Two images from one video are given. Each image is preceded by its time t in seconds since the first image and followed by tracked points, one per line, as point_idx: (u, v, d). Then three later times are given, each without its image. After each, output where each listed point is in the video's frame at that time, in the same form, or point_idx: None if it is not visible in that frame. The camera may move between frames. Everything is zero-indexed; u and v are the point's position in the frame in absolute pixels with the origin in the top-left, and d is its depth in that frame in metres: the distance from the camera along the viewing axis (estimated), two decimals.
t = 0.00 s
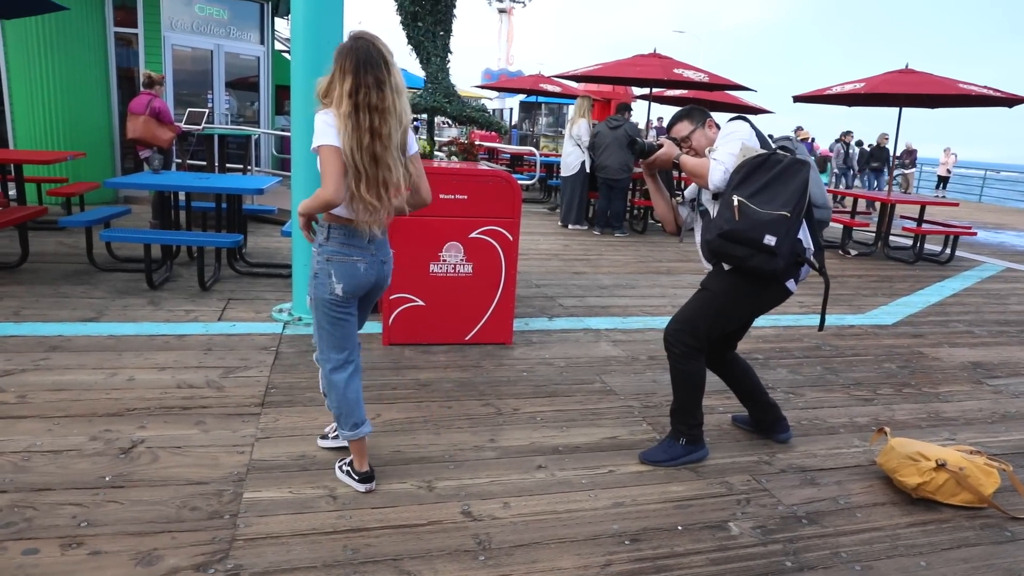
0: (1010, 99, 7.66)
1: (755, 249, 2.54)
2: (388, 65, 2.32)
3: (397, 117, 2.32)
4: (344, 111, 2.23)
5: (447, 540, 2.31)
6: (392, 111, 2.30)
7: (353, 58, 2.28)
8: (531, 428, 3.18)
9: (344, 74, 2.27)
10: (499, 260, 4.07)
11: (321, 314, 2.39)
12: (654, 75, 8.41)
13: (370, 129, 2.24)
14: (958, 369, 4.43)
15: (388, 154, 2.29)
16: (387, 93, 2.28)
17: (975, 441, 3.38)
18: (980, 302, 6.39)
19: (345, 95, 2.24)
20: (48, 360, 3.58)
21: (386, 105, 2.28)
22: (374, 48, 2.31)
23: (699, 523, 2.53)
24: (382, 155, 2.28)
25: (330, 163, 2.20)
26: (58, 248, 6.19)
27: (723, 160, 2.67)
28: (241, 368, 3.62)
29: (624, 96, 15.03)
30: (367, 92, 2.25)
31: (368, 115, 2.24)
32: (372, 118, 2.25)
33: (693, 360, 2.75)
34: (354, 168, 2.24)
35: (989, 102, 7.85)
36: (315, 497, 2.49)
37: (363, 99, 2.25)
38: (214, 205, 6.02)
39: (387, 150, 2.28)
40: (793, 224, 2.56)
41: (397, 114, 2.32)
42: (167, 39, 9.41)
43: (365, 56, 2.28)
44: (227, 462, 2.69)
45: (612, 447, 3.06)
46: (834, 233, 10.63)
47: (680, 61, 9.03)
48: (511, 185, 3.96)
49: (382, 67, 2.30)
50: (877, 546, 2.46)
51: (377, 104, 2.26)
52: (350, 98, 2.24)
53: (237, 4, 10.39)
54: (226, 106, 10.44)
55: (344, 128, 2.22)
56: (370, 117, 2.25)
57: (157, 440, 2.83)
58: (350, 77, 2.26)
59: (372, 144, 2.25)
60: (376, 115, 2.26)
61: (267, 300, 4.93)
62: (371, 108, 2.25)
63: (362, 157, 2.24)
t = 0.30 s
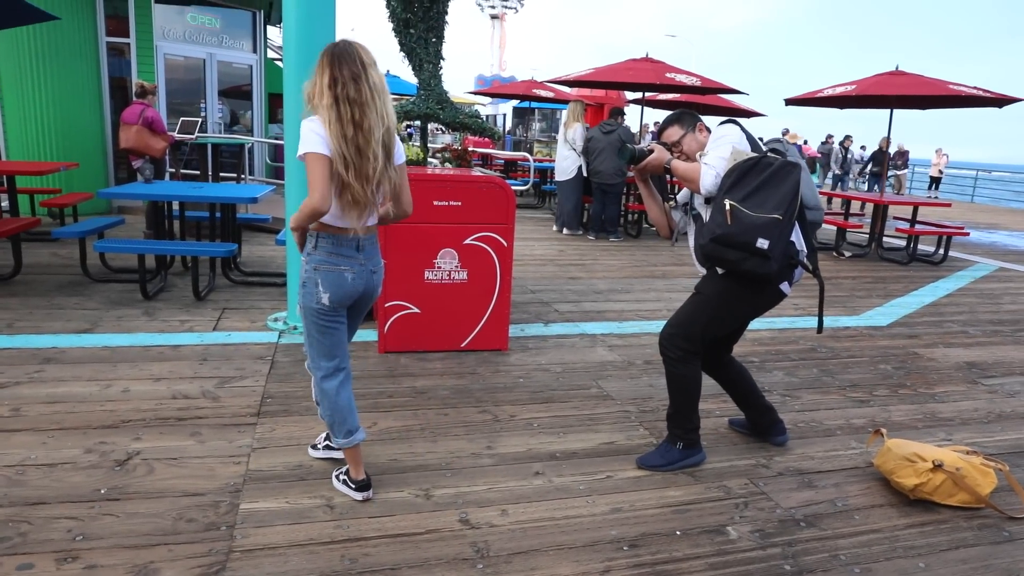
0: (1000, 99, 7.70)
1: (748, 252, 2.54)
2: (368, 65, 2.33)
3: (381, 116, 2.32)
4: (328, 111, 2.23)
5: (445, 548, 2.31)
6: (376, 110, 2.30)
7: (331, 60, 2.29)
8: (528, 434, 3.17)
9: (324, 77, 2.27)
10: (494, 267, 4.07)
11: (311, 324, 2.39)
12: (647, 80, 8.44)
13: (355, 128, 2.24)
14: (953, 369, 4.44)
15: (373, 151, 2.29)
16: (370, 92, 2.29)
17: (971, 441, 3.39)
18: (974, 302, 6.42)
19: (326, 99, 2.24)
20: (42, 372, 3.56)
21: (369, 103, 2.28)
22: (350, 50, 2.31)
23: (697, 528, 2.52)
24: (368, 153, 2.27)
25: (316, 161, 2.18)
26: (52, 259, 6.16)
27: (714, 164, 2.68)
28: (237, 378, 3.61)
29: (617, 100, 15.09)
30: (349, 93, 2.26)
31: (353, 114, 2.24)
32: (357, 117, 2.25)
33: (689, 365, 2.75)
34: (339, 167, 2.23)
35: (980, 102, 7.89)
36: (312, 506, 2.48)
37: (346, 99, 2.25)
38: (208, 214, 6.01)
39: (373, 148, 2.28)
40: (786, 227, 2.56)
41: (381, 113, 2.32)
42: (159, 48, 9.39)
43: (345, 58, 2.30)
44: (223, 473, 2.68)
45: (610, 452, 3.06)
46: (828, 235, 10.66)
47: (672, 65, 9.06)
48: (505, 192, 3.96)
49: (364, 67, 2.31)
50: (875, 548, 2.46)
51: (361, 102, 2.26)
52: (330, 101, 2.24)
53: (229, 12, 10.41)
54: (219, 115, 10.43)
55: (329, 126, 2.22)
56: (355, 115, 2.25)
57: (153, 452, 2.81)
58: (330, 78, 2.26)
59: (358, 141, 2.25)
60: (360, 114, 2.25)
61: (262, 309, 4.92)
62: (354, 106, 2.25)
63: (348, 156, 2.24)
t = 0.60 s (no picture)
0: (1014, 101, 7.64)
1: (756, 258, 2.54)
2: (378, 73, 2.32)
3: (388, 124, 2.30)
4: (330, 119, 2.25)
5: (459, 556, 2.30)
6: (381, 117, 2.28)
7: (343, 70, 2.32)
8: (541, 441, 3.17)
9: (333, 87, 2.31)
10: (505, 274, 4.08)
11: (324, 332, 2.41)
12: (657, 85, 8.44)
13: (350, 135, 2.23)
14: (969, 374, 4.40)
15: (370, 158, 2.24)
16: (376, 100, 2.28)
17: (989, 446, 3.35)
18: (990, 306, 6.36)
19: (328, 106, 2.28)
20: (58, 381, 3.59)
21: (371, 111, 2.26)
22: (364, 61, 2.33)
23: (712, 535, 2.51)
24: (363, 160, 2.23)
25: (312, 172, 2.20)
26: (68, 269, 6.23)
27: (721, 171, 2.67)
28: (250, 387, 3.63)
29: (626, 106, 15.11)
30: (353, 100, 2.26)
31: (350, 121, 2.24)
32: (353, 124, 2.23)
33: (700, 371, 2.74)
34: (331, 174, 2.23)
35: (993, 105, 7.84)
36: (325, 514, 2.49)
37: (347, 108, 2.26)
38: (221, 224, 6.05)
39: (372, 154, 2.24)
40: (794, 232, 2.55)
41: (387, 120, 2.29)
42: (173, 60, 9.49)
43: (356, 67, 2.32)
44: (237, 481, 2.69)
45: (623, 459, 3.04)
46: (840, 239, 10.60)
47: (682, 71, 9.06)
48: (516, 199, 3.97)
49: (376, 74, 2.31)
50: (893, 555, 2.43)
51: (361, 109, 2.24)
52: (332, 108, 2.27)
53: (240, 24, 10.54)
54: (231, 126, 10.53)
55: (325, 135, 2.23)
56: (352, 123, 2.23)
57: (167, 460, 2.83)
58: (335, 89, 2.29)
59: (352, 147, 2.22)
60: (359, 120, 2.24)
61: (275, 318, 4.94)
62: (357, 113, 2.24)
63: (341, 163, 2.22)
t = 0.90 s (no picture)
0: (1019, 118, 7.65)
1: (760, 275, 2.53)
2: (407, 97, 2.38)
3: (400, 140, 2.32)
4: (343, 134, 2.32)
5: (462, 572, 2.29)
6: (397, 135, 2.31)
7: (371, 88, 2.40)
8: (545, 457, 3.15)
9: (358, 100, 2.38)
10: (510, 289, 4.08)
11: (337, 346, 2.42)
12: (662, 101, 8.48)
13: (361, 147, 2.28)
14: (977, 392, 4.37)
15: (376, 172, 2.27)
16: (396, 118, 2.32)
17: (998, 465, 3.32)
18: (997, 323, 6.33)
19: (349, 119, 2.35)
20: (63, 393, 3.60)
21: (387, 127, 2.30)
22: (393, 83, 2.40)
23: (717, 553, 2.49)
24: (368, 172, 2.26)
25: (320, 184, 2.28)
26: (74, 281, 6.25)
27: (723, 189, 2.68)
28: (254, 400, 3.62)
29: (632, 122, 15.17)
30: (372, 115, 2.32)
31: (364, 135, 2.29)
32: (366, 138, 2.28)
33: (703, 387, 2.73)
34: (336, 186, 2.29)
35: (998, 122, 7.84)
36: (328, 529, 2.48)
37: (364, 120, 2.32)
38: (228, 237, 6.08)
39: (377, 167, 2.27)
40: (797, 249, 2.54)
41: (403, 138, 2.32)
42: (182, 75, 9.55)
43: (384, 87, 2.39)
44: (240, 494, 2.69)
45: (627, 476, 3.03)
46: (846, 255, 10.58)
47: (687, 87, 9.09)
48: (521, 215, 3.97)
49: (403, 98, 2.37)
50: None
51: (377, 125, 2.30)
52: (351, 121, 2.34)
53: (249, 39, 10.63)
54: (239, 139, 10.60)
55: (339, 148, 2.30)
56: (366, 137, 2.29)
57: (171, 473, 2.82)
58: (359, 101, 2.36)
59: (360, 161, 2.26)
60: (375, 135, 2.29)
61: (280, 331, 4.95)
62: (369, 130, 2.29)
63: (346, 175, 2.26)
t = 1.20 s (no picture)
0: (1018, 118, 7.65)
1: (757, 275, 2.54)
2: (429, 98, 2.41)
3: (409, 137, 2.31)
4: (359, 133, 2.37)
5: (461, 570, 2.29)
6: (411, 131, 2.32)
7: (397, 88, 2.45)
8: (544, 455, 3.16)
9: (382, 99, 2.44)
10: (510, 288, 4.08)
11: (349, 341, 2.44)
12: (661, 100, 8.48)
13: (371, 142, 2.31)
14: (975, 391, 4.38)
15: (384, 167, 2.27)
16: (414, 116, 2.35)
17: (996, 464, 3.33)
18: (995, 322, 6.34)
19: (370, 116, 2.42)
20: (62, 391, 3.60)
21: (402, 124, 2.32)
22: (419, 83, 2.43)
23: (716, 551, 2.49)
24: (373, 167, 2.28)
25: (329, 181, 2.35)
26: (73, 279, 6.25)
27: (722, 188, 2.67)
28: (254, 398, 3.63)
29: (631, 121, 15.17)
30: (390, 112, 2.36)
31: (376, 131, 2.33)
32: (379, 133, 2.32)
33: (701, 387, 2.73)
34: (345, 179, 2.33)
35: (997, 122, 7.85)
36: (328, 527, 2.48)
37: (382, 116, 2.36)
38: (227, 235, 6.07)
39: (380, 163, 2.27)
40: (794, 248, 2.55)
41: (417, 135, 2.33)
42: (181, 73, 9.54)
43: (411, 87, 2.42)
44: (239, 492, 2.69)
45: (626, 474, 3.03)
46: (845, 254, 10.60)
47: (687, 86, 9.09)
48: (521, 214, 3.98)
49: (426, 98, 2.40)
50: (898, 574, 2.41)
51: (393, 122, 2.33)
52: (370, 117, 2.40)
53: (248, 37, 10.62)
54: (238, 137, 10.59)
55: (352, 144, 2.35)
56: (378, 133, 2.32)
57: (170, 471, 2.83)
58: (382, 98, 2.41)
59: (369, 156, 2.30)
60: (387, 133, 2.32)
61: (279, 329, 4.95)
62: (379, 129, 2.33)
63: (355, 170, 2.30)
